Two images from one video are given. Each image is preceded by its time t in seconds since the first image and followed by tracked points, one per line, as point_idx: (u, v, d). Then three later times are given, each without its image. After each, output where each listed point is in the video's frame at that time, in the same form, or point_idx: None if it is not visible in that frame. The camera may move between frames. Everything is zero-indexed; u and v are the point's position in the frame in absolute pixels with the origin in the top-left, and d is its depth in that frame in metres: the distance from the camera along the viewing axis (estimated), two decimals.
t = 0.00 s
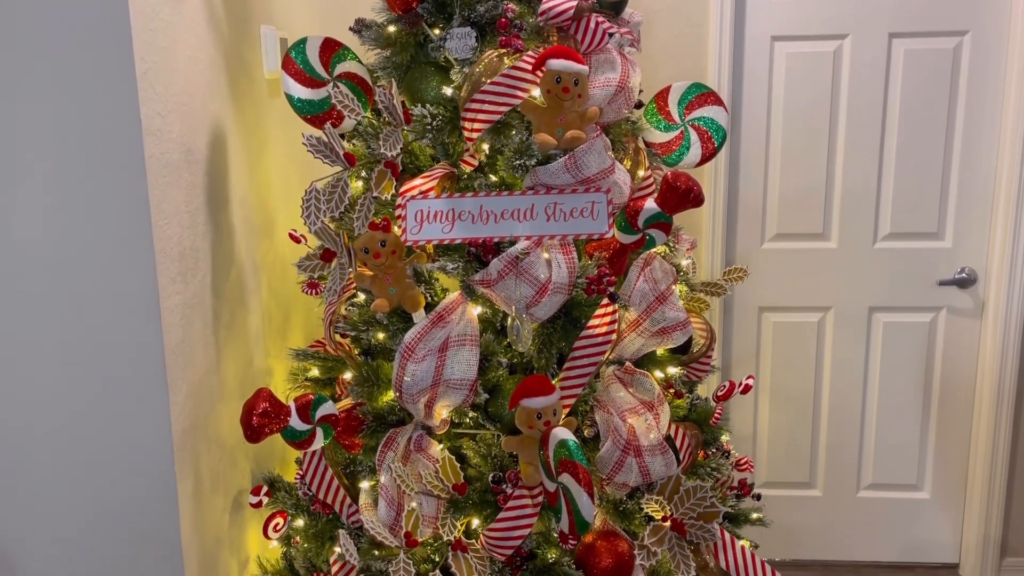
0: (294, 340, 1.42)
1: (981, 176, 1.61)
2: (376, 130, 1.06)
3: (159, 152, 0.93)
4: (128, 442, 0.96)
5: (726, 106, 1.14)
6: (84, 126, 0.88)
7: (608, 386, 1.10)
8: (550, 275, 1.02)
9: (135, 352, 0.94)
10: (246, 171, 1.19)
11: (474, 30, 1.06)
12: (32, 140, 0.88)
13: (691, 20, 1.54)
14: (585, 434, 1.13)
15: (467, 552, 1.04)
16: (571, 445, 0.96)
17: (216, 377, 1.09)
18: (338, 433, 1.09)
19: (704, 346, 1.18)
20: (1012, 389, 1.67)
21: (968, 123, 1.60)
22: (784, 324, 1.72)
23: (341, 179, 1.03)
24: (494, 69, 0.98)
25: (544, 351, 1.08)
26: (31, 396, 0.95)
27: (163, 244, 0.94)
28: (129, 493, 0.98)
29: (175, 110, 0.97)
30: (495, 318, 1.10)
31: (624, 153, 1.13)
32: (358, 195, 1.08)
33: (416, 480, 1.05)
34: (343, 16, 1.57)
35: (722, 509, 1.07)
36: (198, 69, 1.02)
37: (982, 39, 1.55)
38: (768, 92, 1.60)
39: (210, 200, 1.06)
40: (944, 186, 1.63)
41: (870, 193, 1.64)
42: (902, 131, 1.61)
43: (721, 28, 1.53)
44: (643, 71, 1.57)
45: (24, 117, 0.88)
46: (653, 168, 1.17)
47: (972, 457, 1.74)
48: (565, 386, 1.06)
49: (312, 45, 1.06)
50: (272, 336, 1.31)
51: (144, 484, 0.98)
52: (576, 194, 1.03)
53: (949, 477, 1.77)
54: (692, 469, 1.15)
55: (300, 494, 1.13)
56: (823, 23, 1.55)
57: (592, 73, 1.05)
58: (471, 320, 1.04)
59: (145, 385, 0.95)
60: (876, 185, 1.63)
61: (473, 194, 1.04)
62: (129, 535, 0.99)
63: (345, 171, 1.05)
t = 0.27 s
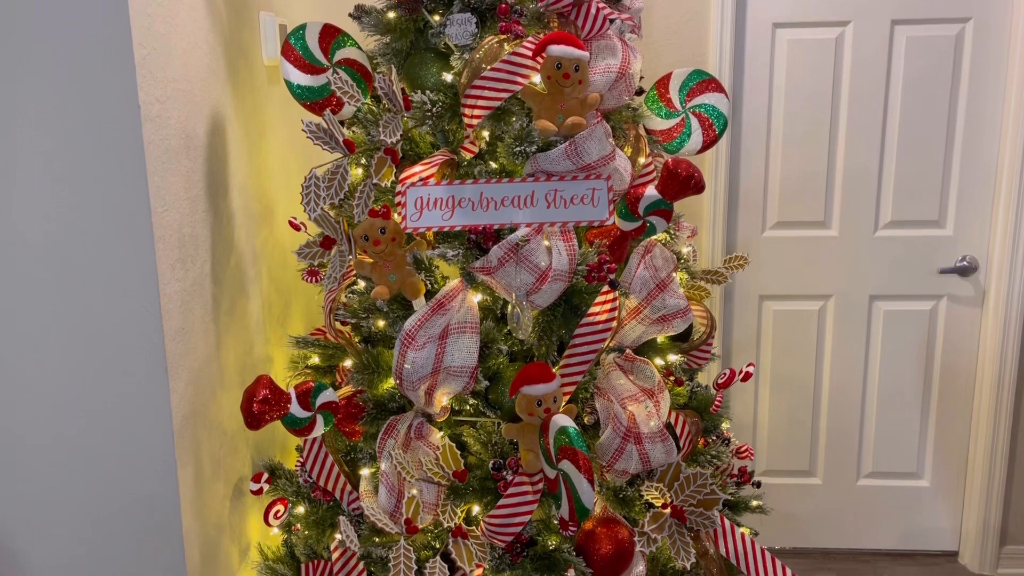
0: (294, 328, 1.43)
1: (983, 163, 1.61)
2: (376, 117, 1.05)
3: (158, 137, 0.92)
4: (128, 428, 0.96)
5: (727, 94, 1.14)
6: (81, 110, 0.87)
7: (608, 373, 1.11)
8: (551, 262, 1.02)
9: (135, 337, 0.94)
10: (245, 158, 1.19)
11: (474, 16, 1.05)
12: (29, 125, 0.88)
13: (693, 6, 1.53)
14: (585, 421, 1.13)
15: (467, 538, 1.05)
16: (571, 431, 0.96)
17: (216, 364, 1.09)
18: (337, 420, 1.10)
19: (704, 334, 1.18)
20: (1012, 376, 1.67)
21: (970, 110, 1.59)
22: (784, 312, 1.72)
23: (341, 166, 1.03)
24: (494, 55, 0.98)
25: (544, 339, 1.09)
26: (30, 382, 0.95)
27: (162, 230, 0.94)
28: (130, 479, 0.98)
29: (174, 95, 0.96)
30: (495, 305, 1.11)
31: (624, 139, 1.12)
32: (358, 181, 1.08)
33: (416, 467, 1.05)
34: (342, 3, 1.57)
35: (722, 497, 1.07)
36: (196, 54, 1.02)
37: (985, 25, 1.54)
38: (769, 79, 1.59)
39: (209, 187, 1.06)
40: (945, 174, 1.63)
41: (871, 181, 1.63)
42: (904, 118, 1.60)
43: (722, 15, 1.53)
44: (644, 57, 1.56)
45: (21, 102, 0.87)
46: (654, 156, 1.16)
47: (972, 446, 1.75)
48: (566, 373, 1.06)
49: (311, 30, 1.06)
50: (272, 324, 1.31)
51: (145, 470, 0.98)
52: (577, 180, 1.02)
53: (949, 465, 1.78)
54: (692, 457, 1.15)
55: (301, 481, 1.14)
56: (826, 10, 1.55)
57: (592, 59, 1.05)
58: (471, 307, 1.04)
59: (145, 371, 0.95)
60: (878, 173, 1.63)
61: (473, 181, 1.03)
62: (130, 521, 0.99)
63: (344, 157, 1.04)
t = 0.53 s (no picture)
0: (294, 315, 1.43)
1: (984, 152, 1.61)
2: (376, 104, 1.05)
3: (157, 124, 0.92)
4: (129, 416, 0.96)
5: (728, 81, 1.14)
6: (80, 97, 0.87)
7: (608, 360, 1.10)
8: (551, 250, 1.01)
9: (135, 325, 0.94)
10: (245, 145, 1.18)
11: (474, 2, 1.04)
12: (27, 111, 0.87)
13: None
14: (585, 409, 1.13)
15: (468, 525, 1.04)
16: (571, 418, 0.96)
17: (216, 351, 1.09)
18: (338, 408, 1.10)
19: (704, 322, 1.18)
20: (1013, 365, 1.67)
21: (972, 98, 1.59)
22: (784, 301, 1.72)
23: (340, 153, 1.02)
24: (494, 42, 0.97)
25: (544, 327, 1.09)
26: (30, 369, 0.95)
27: (162, 217, 0.93)
28: (131, 466, 0.98)
29: (173, 82, 0.96)
30: (496, 292, 1.11)
31: (625, 126, 1.11)
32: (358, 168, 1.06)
33: (416, 454, 1.05)
34: None
35: (722, 484, 1.07)
36: (196, 41, 1.01)
37: (988, 13, 1.54)
38: (771, 66, 1.59)
39: (209, 174, 1.06)
40: (947, 163, 1.62)
41: (872, 170, 1.63)
42: (905, 106, 1.60)
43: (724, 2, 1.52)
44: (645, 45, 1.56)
45: (19, 88, 0.87)
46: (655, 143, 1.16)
47: (972, 434, 1.75)
48: (566, 361, 1.06)
49: (310, 16, 1.05)
50: (272, 312, 1.31)
51: (146, 457, 0.98)
52: (577, 168, 1.02)
53: (948, 454, 1.78)
54: (693, 444, 1.15)
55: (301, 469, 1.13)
56: None
57: (593, 46, 1.04)
58: (472, 294, 1.04)
59: (146, 359, 0.95)
60: (879, 161, 1.63)
61: (473, 168, 1.03)
62: (131, 508, 1.00)
63: (343, 145, 1.04)
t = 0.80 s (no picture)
0: (295, 303, 1.43)
1: (985, 141, 1.60)
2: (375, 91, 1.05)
3: (156, 110, 0.92)
4: (129, 404, 0.96)
5: (729, 68, 1.13)
6: (77, 83, 0.86)
7: (608, 348, 1.10)
8: (551, 237, 1.01)
9: (134, 312, 0.94)
10: (244, 132, 1.18)
11: None
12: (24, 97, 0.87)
13: None
14: (585, 396, 1.14)
15: (468, 513, 1.04)
16: (571, 406, 0.95)
17: (216, 339, 1.09)
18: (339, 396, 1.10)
19: (705, 310, 1.18)
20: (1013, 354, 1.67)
21: (974, 86, 1.58)
22: (784, 289, 1.72)
23: (339, 140, 1.02)
24: (494, 28, 0.97)
25: (544, 315, 1.09)
26: (29, 358, 0.94)
27: (161, 204, 0.93)
28: (131, 455, 0.98)
29: (172, 68, 0.95)
30: (496, 281, 1.11)
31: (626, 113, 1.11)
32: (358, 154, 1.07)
33: (417, 442, 1.05)
34: None
35: (722, 471, 1.07)
36: (194, 27, 1.01)
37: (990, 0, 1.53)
38: (772, 54, 1.58)
39: (209, 162, 1.06)
40: (948, 151, 1.62)
41: (872, 158, 1.63)
42: (907, 94, 1.59)
43: None
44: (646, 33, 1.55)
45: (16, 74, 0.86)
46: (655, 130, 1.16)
47: (971, 423, 1.75)
48: (566, 349, 1.05)
49: (309, 3, 1.05)
50: (272, 300, 1.31)
51: (146, 445, 0.98)
52: (577, 155, 1.02)
53: (947, 443, 1.79)
54: (693, 432, 1.16)
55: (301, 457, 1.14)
56: None
57: (593, 33, 1.03)
58: (472, 282, 1.03)
59: (145, 347, 0.95)
60: (880, 149, 1.63)
61: (473, 155, 1.02)
62: (132, 496, 1.00)
63: (343, 132, 1.04)
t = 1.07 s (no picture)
0: (295, 292, 1.43)
1: (986, 130, 1.60)
2: (375, 79, 1.04)
3: (155, 98, 0.91)
4: (129, 393, 0.96)
5: (730, 57, 1.13)
6: (75, 71, 0.86)
7: (608, 337, 1.10)
8: (552, 225, 1.00)
9: (134, 301, 0.93)
10: (243, 121, 1.18)
11: None
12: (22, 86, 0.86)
13: None
14: (585, 384, 1.14)
15: (468, 500, 1.05)
16: (571, 395, 0.95)
17: (216, 328, 1.09)
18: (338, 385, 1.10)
19: (705, 298, 1.18)
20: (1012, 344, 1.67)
21: (976, 75, 1.58)
22: (785, 279, 1.72)
23: (339, 128, 1.02)
24: (493, 16, 0.96)
25: (544, 303, 1.09)
26: (29, 347, 0.94)
27: (161, 193, 0.93)
28: (131, 443, 0.98)
29: (170, 57, 0.95)
30: (495, 270, 1.11)
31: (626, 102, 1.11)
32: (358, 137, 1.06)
33: (417, 430, 1.06)
34: None
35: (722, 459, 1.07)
36: (192, 15, 1.00)
37: None
38: (773, 43, 1.57)
39: (208, 151, 1.05)
40: (949, 140, 1.62)
41: (873, 147, 1.63)
42: (908, 83, 1.59)
43: None
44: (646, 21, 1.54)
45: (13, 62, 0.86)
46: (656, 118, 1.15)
47: (970, 413, 1.76)
48: (566, 338, 1.05)
49: None
50: (272, 290, 1.31)
51: (146, 433, 0.98)
52: (578, 143, 1.01)
53: (946, 433, 1.79)
54: (692, 420, 1.16)
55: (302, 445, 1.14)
56: None
57: (594, 20, 1.03)
58: (472, 271, 1.03)
59: (145, 336, 0.95)
60: (881, 139, 1.62)
61: (473, 143, 1.02)
62: (132, 485, 1.00)
63: (342, 120, 1.03)
